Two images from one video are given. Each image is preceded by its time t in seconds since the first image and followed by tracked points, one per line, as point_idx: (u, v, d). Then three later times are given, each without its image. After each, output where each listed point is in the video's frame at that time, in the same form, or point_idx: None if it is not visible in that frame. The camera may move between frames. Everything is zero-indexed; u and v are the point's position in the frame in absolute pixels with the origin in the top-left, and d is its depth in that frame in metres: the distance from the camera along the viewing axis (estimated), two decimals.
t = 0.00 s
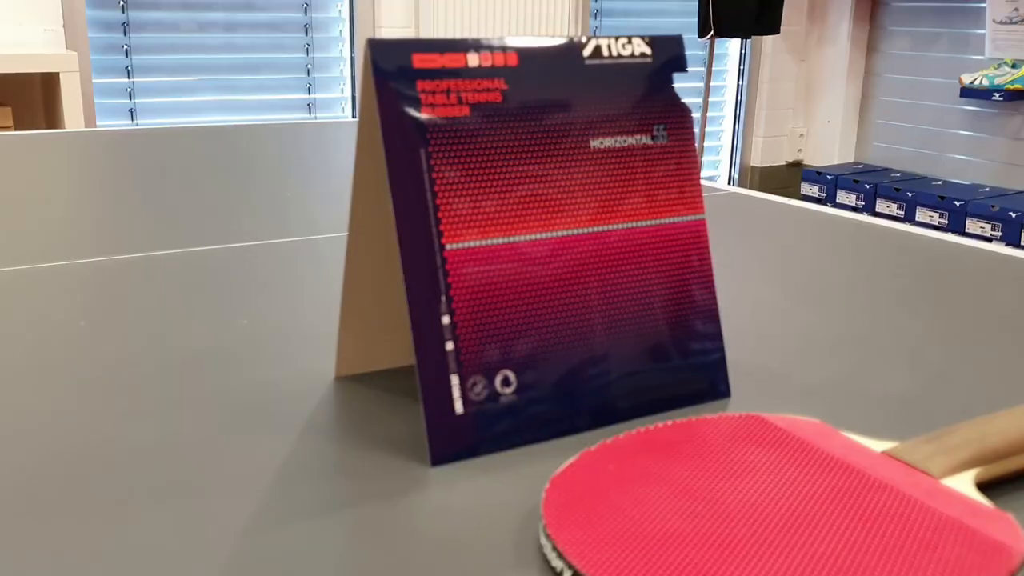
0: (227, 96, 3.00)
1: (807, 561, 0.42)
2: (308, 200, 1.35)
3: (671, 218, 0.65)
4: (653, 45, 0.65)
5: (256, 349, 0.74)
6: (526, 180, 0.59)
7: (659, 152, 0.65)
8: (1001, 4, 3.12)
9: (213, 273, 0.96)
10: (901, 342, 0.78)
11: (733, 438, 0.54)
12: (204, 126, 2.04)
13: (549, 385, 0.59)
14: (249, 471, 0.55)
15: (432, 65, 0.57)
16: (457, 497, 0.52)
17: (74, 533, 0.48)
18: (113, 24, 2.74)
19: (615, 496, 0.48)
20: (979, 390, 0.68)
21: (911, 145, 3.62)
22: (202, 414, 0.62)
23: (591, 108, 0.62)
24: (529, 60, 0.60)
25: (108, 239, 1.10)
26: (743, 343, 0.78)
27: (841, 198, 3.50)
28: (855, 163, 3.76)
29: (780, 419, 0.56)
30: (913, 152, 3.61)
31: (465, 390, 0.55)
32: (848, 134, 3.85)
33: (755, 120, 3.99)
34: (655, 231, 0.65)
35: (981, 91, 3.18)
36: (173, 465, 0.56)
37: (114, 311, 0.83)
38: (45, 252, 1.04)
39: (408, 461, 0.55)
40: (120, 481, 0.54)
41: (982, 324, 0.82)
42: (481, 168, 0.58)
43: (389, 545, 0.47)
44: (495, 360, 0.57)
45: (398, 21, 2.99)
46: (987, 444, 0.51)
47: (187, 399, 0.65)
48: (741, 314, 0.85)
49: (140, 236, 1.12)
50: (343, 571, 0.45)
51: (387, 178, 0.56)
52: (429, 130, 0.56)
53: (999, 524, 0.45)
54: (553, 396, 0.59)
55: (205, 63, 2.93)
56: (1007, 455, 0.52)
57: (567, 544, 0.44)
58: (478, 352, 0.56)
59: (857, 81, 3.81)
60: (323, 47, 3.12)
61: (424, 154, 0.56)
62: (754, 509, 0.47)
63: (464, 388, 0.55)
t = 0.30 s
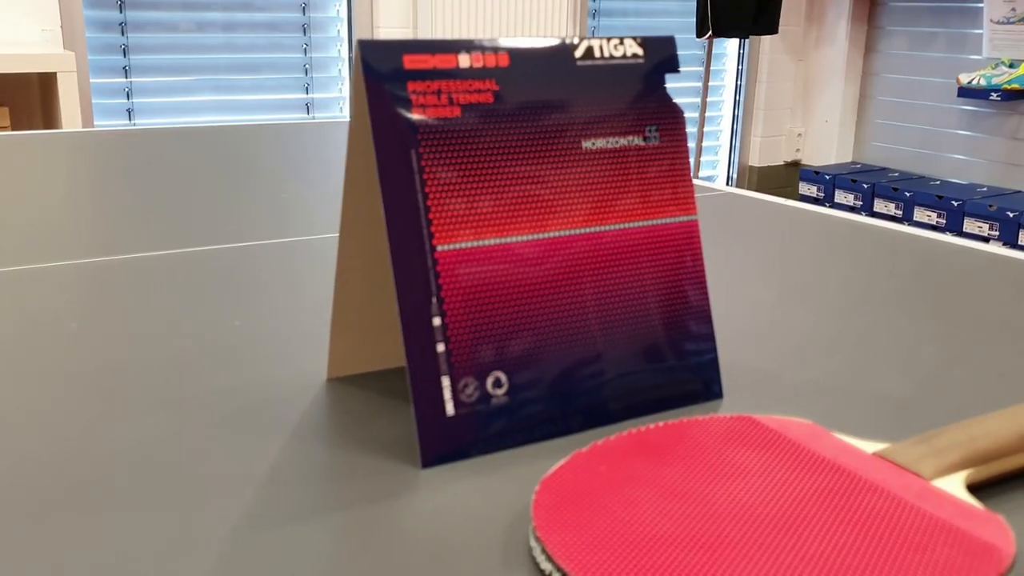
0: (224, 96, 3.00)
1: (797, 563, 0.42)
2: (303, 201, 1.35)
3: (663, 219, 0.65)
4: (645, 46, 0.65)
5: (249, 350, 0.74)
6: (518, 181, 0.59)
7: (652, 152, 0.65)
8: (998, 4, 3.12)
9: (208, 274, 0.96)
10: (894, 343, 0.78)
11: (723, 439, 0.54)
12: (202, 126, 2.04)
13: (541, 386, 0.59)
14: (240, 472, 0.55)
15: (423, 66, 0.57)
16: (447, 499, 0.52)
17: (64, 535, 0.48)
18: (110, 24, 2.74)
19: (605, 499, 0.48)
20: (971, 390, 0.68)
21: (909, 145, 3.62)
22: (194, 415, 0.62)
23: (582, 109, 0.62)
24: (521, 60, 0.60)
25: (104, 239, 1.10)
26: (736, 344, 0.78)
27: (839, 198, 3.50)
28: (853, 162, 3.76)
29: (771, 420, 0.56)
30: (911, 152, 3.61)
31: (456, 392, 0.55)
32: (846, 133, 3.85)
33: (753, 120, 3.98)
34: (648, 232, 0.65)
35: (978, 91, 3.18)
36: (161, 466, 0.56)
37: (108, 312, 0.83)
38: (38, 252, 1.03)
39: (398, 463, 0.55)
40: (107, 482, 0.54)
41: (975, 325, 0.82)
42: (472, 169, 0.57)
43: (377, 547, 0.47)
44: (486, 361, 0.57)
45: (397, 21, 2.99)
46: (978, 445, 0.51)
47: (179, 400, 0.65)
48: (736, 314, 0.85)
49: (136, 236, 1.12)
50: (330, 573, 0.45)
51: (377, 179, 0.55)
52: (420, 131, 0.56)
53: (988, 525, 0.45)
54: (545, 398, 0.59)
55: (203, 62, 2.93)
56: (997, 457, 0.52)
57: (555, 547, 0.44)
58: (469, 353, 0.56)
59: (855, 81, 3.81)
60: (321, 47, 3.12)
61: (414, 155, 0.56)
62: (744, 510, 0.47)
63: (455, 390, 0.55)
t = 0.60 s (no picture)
0: (220, 96, 3.00)
1: (778, 569, 0.42)
2: (295, 201, 1.34)
3: (651, 221, 0.65)
4: (631, 46, 0.65)
5: (235, 352, 0.74)
6: (503, 182, 0.59)
7: (640, 153, 0.65)
8: (996, 5, 3.12)
9: (195, 275, 0.96)
10: (883, 345, 0.78)
11: (706, 443, 0.53)
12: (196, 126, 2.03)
13: (526, 390, 0.58)
14: (222, 476, 0.54)
15: (406, 66, 0.56)
16: (429, 503, 0.51)
17: (43, 541, 0.48)
18: (105, 24, 2.73)
19: (587, 505, 0.47)
20: (961, 393, 0.68)
21: (908, 145, 3.62)
22: (177, 418, 0.62)
23: (569, 110, 0.62)
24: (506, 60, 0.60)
25: (91, 239, 1.10)
26: (725, 346, 0.78)
27: (837, 199, 3.50)
28: (851, 163, 3.75)
29: (755, 424, 0.56)
30: (910, 153, 3.61)
31: (439, 396, 0.55)
32: (844, 134, 3.84)
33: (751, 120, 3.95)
34: (638, 234, 0.64)
35: (976, 91, 3.18)
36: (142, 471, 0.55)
37: (93, 313, 0.82)
38: (24, 253, 1.03)
39: (380, 468, 0.55)
40: (87, 487, 0.53)
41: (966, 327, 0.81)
42: (456, 170, 0.57)
43: (357, 553, 0.47)
44: (470, 365, 0.56)
45: (393, 21, 2.98)
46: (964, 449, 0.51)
47: (162, 403, 0.64)
48: (726, 316, 0.85)
49: (125, 237, 1.12)
50: None
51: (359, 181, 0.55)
52: (402, 133, 0.55)
53: (972, 530, 0.45)
54: (531, 402, 0.58)
55: (198, 62, 2.92)
56: (982, 462, 0.51)
57: (536, 553, 0.43)
58: (453, 357, 0.56)
59: (853, 81, 3.80)
60: (317, 47, 3.11)
61: (397, 156, 0.55)
62: (726, 515, 0.46)
63: (438, 394, 0.55)
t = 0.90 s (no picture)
0: (214, 95, 2.99)
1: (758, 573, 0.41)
2: (285, 201, 1.34)
3: (636, 222, 0.64)
4: (616, 46, 0.64)
5: (221, 354, 0.73)
6: (487, 183, 0.58)
7: (626, 154, 0.64)
8: (992, 4, 3.11)
9: (180, 276, 0.95)
10: (872, 345, 0.77)
11: (689, 445, 0.53)
12: (190, 127, 2.03)
13: (510, 392, 0.58)
14: (200, 480, 0.54)
15: (386, 66, 0.56)
16: (409, 507, 0.51)
17: (17, 546, 0.47)
18: (99, 23, 2.72)
19: (567, 509, 0.47)
20: (948, 394, 0.67)
21: (904, 145, 3.62)
22: (157, 420, 0.61)
23: (553, 109, 0.61)
24: (489, 60, 0.59)
25: (78, 239, 1.09)
26: (713, 347, 0.77)
27: (834, 198, 3.49)
28: (847, 162, 3.75)
29: (739, 426, 0.55)
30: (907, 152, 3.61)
31: (421, 398, 0.54)
32: (840, 133, 3.84)
33: (747, 119, 3.95)
34: (624, 235, 0.64)
35: (972, 91, 3.20)
36: (119, 475, 0.55)
37: (76, 314, 0.82)
38: (11, 254, 1.02)
39: (361, 472, 0.55)
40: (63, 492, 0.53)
41: (955, 328, 0.81)
42: (438, 171, 0.56)
43: (335, 558, 0.46)
44: (452, 368, 0.56)
45: (388, 20, 2.98)
46: (948, 451, 0.51)
47: (143, 405, 0.64)
48: (714, 317, 0.84)
49: (111, 237, 1.11)
50: None
51: (339, 182, 0.55)
52: (383, 133, 0.55)
53: (954, 533, 0.45)
54: (514, 404, 0.58)
55: (193, 61, 2.92)
56: (966, 465, 0.51)
57: (514, 558, 0.43)
58: (436, 360, 0.55)
59: (849, 81, 3.80)
60: (312, 46, 3.11)
61: (378, 157, 0.55)
62: (706, 519, 0.46)
63: (420, 396, 0.54)
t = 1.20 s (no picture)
0: (212, 97, 2.99)
1: None
2: (277, 202, 1.33)
3: (621, 224, 0.64)
4: (600, 48, 0.64)
5: (207, 356, 0.73)
6: (470, 185, 0.58)
7: (612, 155, 0.64)
8: (989, 4, 3.11)
9: (170, 278, 0.95)
10: (860, 347, 0.77)
11: (673, 448, 0.53)
12: (185, 128, 2.03)
13: (494, 395, 0.58)
14: (182, 484, 0.54)
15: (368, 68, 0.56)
16: (390, 512, 0.51)
17: None
18: (96, 25, 2.72)
19: (548, 513, 0.47)
20: (934, 396, 0.67)
21: (903, 145, 3.62)
22: (141, 423, 0.61)
23: (537, 111, 0.61)
24: (474, 62, 0.59)
25: (69, 240, 1.09)
26: (700, 349, 0.77)
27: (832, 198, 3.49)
28: (845, 162, 3.75)
29: (723, 428, 0.55)
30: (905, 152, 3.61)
31: (404, 402, 0.54)
32: (838, 133, 3.84)
33: (745, 119, 3.94)
34: (611, 237, 0.64)
35: (970, 91, 3.21)
36: (101, 479, 0.55)
37: (63, 316, 0.82)
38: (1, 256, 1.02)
39: (343, 476, 0.55)
40: (45, 496, 0.53)
41: (943, 329, 0.81)
42: (421, 174, 0.56)
43: (313, 564, 0.46)
44: (436, 371, 0.56)
45: (385, 20, 2.97)
46: (931, 455, 0.50)
47: (127, 408, 0.64)
48: (701, 318, 0.84)
49: (103, 238, 1.11)
50: None
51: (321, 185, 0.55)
52: (365, 136, 0.55)
53: (935, 536, 0.45)
54: (498, 407, 0.58)
55: (190, 63, 2.91)
56: (950, 468, 0.51)
57: (493, 563, 0.43)
58: (419, 363, 0.55)
59: (847, 81, 3.80)
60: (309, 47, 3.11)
61: (361, 159, 0.55)
62: (687, 522, 0.46)
63: (403, 400, 0.54)
